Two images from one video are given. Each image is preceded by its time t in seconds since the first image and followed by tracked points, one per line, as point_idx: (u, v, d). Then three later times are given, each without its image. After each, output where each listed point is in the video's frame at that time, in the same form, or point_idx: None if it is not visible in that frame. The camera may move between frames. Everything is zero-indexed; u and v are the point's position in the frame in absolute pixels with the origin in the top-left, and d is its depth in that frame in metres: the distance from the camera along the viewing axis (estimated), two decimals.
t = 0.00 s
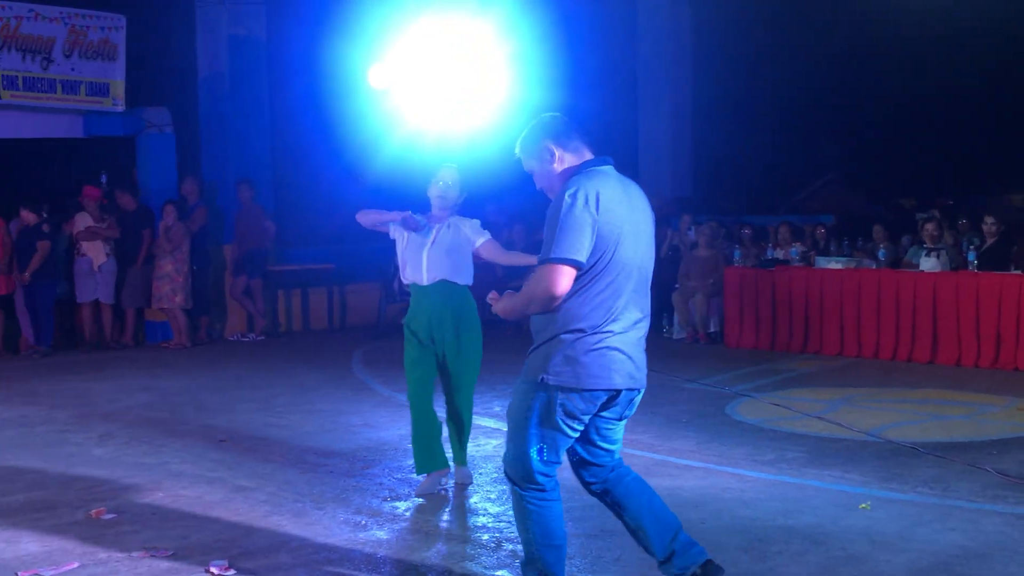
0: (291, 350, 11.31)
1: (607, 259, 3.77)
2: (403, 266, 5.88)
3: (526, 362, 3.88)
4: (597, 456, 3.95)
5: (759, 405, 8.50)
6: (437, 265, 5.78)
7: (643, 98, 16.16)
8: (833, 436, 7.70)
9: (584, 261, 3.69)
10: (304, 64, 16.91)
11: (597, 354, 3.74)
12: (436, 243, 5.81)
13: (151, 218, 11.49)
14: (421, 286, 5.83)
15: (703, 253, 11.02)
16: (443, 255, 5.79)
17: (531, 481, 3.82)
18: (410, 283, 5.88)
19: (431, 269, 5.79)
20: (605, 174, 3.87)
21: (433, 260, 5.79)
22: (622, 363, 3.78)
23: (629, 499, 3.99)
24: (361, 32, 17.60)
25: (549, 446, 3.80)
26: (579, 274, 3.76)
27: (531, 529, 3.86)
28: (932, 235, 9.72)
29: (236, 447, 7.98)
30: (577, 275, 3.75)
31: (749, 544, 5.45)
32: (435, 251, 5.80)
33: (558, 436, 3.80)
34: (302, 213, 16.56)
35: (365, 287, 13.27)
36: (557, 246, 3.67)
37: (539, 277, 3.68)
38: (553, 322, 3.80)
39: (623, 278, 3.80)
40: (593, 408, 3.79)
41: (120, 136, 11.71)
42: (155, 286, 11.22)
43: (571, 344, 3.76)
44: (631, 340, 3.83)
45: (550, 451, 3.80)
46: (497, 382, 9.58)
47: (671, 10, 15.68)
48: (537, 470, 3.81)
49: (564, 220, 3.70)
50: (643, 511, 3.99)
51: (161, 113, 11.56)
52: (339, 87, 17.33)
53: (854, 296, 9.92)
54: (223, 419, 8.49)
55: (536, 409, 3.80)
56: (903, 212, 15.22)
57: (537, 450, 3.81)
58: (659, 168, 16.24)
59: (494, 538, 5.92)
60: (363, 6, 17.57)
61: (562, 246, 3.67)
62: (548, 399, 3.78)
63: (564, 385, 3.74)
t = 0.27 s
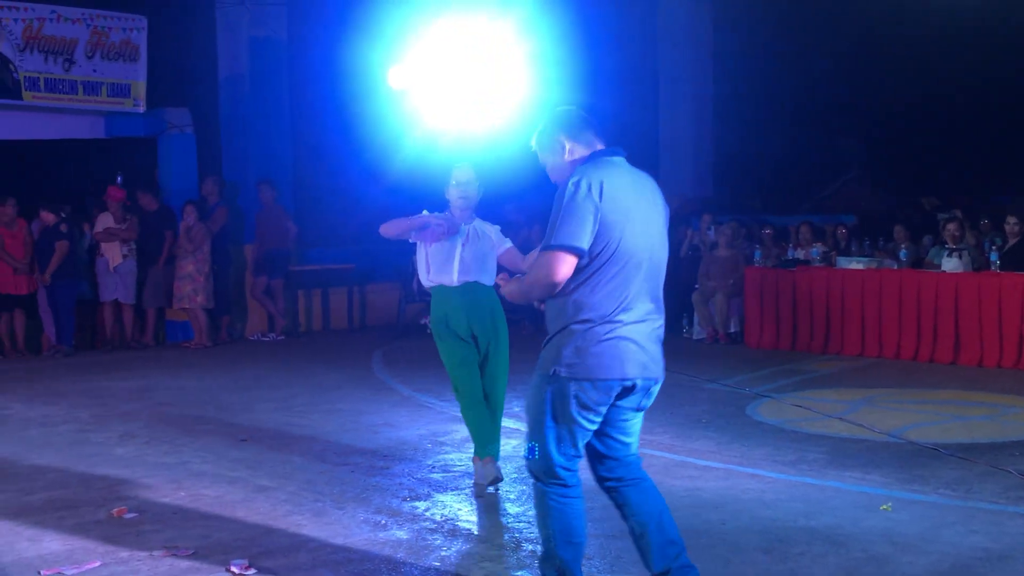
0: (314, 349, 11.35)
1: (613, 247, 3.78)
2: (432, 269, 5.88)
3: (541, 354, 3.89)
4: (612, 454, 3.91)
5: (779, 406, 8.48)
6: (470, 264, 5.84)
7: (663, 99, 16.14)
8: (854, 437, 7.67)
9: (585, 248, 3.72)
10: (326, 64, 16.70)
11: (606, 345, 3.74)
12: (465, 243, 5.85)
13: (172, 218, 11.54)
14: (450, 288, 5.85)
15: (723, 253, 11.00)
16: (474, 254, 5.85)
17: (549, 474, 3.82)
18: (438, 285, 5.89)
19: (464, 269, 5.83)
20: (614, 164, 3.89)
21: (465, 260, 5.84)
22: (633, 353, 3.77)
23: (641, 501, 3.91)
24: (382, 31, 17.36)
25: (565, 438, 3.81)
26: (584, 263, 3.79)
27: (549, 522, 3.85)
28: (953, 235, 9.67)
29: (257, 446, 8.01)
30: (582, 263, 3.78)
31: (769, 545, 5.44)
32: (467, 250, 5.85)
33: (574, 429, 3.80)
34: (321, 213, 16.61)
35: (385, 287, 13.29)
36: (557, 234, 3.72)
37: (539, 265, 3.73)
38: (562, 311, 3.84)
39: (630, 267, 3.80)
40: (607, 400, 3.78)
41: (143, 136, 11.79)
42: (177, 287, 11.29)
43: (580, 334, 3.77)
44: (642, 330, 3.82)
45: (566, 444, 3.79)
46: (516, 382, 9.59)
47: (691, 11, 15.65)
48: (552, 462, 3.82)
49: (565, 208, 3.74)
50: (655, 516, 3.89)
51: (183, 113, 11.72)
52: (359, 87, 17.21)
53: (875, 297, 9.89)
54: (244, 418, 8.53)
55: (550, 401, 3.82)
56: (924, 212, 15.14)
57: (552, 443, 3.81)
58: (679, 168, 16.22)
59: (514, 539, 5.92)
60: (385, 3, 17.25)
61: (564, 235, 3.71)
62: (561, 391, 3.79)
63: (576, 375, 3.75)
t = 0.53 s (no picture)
0: (333, 350, 11.39)
1: (625, 232, 3.81)
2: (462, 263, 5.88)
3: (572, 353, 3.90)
4: (649, 450, 3.92)
5: (796, 406, 8.47)
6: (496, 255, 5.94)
7: (680, 100, 16.13)
8: (871, 438, 7.65)
9: (598, 233, 3.75)
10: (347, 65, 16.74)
11: (634, 332, 3.75)
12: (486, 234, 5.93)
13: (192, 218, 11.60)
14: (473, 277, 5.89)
15: (740, 254, 10.99)
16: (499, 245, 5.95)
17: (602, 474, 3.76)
18: (467, 278, 5.89)
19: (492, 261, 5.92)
20: (618, 155, 3.96)
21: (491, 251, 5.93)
22: (660, 338, 3.77)
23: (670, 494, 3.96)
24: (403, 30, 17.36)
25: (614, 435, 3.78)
26: (599, 250, 3.82)
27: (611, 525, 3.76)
28: (972, 235, 9.63)
29: (274, 445, 8.05)
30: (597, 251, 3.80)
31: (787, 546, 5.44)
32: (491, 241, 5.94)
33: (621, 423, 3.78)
34: (338, 213, 16.65)
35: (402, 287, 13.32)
36: (569, 221, 3.75)
37: (556, 253, 3.75)
38: (584, 302, 3.85)
39: (646, 251, 3.82)
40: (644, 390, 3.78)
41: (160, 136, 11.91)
42: (196, 286, 11.35)
43: (606, 322, 3.78)
44: (668, 316, 3.82)
45: (620, 441, 3.76)
46: (532, 382, 9.60)
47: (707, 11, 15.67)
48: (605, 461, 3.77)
49: (574, 196, 3.79)
50: (677, 515, 3.94)
51: (201, 114, 11.87)
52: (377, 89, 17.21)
53: (894, 296, 9.85)
54: (261, 418, 8.56)
55: (590, 398, 3.80)
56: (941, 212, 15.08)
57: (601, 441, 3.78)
58: (696, 168, 16.19)
59: (530, 538, 5.93)
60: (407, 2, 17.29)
61: (574, 220, 3.73)
62: (599, 386, 3.77)
63: (609, 369, 3.74)
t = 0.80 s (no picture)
0: (349, 349, 11.39)
1: (642, 251, 3.80)
2: (467, 264, 5.83)
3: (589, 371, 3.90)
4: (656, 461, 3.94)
5: (811, 406, 8.46)
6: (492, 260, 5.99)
7: (695, 99, 16.11)
8: (886, 438, 7.63)
9: (616, 254, 3.74)
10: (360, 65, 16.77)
11: (652, 350, 3.76)
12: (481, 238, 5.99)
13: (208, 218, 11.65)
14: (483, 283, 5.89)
15: (756, 253, 10.98)
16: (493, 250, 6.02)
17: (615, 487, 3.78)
18: (472, 280, 5.85)
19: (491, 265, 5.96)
20: (630, 175, 3.95)
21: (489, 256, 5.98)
22: (678, 355, 3.79)
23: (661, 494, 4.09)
24: (417, 32, 17.45)
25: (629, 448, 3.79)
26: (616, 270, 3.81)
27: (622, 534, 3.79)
28: (988, 235, 9.58)
29: (289, 444, 8.06)
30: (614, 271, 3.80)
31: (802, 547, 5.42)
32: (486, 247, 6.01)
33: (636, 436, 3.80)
34: (355, 213, 16.67)
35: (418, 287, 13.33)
36: (586, 242, 3.73)
37: (574, 275, 3.73)
38: (601, 320, 3.84)
39: (663, 270, 3.82)
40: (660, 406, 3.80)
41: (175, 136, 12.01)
42: (211, 286, 11.38)
43: (624, 340, 3.78)
44: (685, 333, 3.83)
45: (630, 455, 3.79)
46: (547, 382, 9.60)
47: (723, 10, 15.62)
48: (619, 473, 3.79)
49: (589, 218, 3.77)
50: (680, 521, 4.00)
51: (215, 114, 12.04)
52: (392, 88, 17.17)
53: (909, 296, 9.82)
54: (276, 417, 8.58)
55: (605, 413, 3.80)
56: (957, 211, 15.02)
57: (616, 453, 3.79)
58: (711, 167, 16.15)
59: (544, 538, 5.93)
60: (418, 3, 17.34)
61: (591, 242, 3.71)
62: (617, 403, 3.78)
63: (625, 387, 3.75)
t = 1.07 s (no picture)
0: (362, 350, 11.40)
1: (670, 240, 3.85)
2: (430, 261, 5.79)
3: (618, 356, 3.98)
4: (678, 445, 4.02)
5: (824, 406, 8.45)
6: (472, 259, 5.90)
7: (708, 99, 16.11)
8: (899, 438, 7.61)
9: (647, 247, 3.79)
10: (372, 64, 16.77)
11: (684, 334, 3.84)
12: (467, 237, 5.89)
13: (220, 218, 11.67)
14: (447, 277, 5.81)
15: (768, 253, 10.97)
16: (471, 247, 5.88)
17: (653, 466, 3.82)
18: (437, 277, 5.80)
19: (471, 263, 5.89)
20: (651, 164, 3.96)
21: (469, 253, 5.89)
22: (707, 337, 3.88)
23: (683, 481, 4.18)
24: (430, 32, 17.47)
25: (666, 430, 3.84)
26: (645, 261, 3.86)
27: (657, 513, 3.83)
28: (1001, 235, 9.54)
29: (301, 444, 8.07)
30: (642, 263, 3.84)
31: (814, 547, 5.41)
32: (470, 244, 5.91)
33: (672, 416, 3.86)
34: (368, 214, 16.76)
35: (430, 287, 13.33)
36: (617, 237, 3.77)
37: (607, 269, 3.78)
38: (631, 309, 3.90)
39: (690, 257, 3.88)
40: (693, 388, 3.88)
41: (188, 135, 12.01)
42: (223, 286, 11.41)
43: (657, 328, 3.85)
44: (713, 317, 3.91)
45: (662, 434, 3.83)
46: (558, 382, 9.59)
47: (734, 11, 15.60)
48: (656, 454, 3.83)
49: (618, 212, 3.80)
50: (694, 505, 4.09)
51: (228, 115, 12.06)
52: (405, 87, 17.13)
53: (922, 296, 9.80)
54: (289, 417, 8.60)
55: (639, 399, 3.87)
56: (969, 211, 14.96)
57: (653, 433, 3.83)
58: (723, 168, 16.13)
59: (555, 538, 5.92)
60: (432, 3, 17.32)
61: (623, 237, 3.76)
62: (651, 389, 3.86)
63: (660, 367, 3.83)
